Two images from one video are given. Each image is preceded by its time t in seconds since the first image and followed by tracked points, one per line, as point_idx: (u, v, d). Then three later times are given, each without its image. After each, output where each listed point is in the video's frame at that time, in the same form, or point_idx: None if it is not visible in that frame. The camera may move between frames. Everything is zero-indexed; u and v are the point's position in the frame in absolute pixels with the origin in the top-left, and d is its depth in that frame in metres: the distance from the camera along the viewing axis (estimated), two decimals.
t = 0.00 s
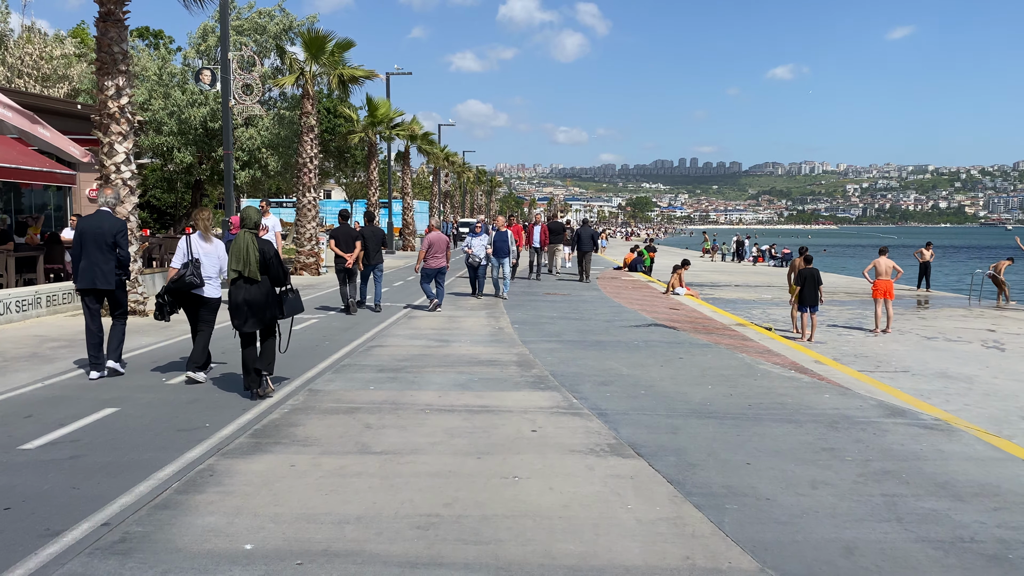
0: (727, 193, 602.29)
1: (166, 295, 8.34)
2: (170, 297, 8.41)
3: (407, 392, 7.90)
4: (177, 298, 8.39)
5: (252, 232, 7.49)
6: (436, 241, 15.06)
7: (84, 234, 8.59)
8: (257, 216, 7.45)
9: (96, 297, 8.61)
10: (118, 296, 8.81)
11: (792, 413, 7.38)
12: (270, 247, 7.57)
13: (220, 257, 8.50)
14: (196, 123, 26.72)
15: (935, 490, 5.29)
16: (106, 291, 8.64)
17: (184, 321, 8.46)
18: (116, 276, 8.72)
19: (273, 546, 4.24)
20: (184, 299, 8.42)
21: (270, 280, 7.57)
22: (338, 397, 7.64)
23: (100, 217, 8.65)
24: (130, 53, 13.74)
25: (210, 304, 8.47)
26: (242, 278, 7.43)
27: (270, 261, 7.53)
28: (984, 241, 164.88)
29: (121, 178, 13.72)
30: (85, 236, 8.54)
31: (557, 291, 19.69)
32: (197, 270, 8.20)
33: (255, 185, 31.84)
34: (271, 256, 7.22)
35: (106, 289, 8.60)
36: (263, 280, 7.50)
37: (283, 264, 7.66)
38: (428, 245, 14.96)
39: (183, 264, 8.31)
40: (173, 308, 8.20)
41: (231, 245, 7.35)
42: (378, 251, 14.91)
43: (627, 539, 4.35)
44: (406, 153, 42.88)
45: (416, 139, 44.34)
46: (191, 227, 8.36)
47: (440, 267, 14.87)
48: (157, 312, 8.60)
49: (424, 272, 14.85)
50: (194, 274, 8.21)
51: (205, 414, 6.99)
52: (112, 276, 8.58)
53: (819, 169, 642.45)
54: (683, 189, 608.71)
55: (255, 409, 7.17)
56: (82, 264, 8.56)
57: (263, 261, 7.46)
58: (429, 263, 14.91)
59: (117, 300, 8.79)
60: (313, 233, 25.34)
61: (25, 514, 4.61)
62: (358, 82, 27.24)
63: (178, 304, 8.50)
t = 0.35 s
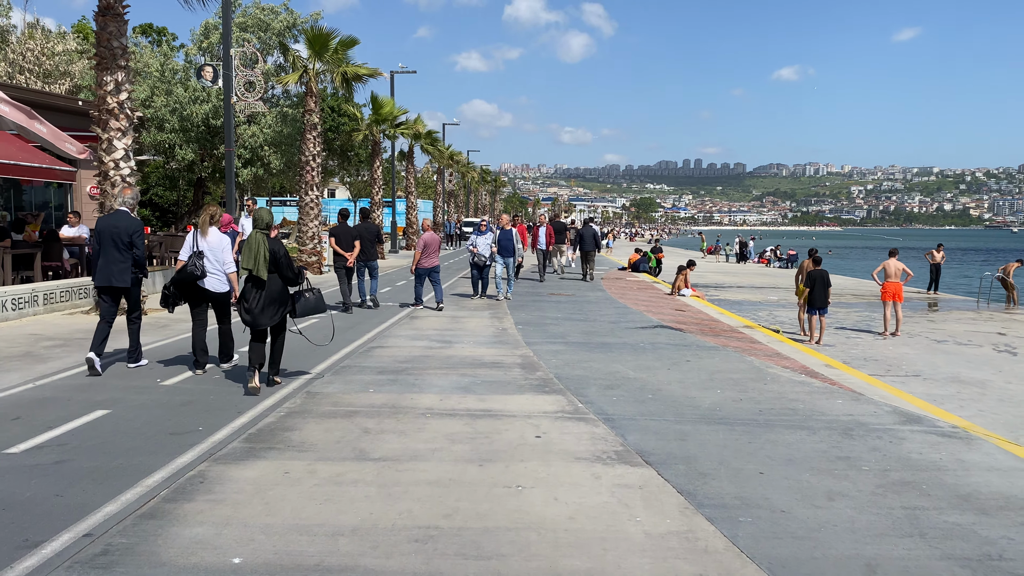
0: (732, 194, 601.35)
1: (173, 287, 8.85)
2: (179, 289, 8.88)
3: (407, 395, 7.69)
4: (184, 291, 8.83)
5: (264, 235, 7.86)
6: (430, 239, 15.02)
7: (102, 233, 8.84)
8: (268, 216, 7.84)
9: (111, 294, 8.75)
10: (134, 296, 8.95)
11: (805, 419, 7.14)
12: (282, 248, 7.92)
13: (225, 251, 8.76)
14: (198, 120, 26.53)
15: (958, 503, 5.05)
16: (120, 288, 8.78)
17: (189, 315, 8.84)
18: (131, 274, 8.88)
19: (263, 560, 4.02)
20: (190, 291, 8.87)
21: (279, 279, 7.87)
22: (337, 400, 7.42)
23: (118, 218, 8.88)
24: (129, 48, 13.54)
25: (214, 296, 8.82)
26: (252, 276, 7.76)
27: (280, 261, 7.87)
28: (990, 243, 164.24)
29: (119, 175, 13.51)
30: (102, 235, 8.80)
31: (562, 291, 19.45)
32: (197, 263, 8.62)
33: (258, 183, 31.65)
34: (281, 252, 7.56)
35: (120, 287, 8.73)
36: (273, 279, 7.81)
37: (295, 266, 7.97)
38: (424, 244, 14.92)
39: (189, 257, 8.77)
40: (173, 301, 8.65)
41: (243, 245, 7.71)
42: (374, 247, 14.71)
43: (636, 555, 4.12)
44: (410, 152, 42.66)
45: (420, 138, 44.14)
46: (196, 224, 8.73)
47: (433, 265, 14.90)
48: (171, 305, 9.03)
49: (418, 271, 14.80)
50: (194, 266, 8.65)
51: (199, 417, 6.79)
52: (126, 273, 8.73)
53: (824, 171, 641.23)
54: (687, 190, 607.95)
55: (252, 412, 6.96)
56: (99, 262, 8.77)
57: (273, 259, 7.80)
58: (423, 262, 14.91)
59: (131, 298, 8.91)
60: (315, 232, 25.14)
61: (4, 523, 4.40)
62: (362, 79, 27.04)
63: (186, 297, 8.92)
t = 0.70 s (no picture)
0: (736, 195, 600.49)
1: (189, 287, 8.83)
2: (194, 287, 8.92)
3: (406, 400, 7.48)
4: (200, 289, 8.86)
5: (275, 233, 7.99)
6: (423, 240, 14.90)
7: (117, 230, 8.92)
8: (278, 217, 7.99)
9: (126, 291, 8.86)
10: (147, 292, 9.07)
11: (817, 429, 6.91)
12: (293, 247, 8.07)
13: (241, 250, 8.94)
14: (200, 118, 26.35)
15: (980, 521, 4.82)
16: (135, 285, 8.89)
17: (203, 313, 8.93)
18: (146, 271, 8.98)
19: None
20: (206, 290, 8.88)
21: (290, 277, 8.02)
22: (334, 406, 7.22)
23: (133, 215, 8.97)
24: (128, 44, 13.35)
25: (230, 294, 8.90)
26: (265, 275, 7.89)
27: (291, 259, 8.01)
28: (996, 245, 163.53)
29: (117, 173, 13.32)
30: (118, 231, 8.89)
31: (566, 293, 19.23)
32: (215, 261, 8.72)
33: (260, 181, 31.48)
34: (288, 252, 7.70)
35: (135, 284, 8.84)
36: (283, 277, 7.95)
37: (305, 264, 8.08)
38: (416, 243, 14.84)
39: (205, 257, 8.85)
40: (193, 298, 8.71)
41: (254, 246, 7.91)
42: (372, 247, 14.47)
43: None
44: (413, 151, 42.46)
45: (424, 137, 43.95)
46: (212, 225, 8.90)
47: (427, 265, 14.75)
48: (187, 304, 9.11)
49: (414, 271, 14.62)
50: (212, 264, 8.72)
51: (192, 422, 6.59)
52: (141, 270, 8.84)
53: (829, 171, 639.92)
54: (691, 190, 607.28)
55: (247, 418, 6.77)
56: (115, 259, 8.88)
57: (284, 258, 7.94)
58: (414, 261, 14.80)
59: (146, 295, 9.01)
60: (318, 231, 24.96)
61: None
62: (365, 78, 26.82)
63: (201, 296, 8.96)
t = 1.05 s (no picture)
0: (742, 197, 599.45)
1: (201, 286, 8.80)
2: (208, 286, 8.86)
3: (403, 403, 7.28)
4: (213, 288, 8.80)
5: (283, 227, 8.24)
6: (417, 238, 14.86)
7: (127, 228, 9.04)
8: (288, 212, 8.19)
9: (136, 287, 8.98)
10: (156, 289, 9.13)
11: (827, 437, 6.69)
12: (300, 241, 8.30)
13: (252, 250, 8.80)
14: (202, 116, 26.19)
15: (998, 537, 4.60)
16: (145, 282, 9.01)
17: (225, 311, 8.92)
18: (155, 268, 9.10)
19: None
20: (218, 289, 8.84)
21: (296, 270, 8.27)
22: (328, 408, 7.02)
23: (142, 213, 9.08)
24: (128, 39, 13.16)
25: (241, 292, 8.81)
26: (271, 267, 8.18)
27: (297, 252, 8.26)
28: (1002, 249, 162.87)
29: (116, 170, 13.11)
30: (128, 229, 8.98)
31: (570, 294, 19.02)
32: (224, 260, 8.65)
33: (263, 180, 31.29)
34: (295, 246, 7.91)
35: (145, 280, 8.97)
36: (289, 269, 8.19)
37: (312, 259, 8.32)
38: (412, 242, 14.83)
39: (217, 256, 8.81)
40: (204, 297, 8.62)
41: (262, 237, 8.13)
42: (371, 246, 14.52)
43: None
44: (418, 151, 42.26)
45: (429, 137, 43.76)
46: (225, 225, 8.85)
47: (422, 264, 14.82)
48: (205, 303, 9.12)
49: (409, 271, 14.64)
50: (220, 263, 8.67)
51: (181, 425, 6.41)
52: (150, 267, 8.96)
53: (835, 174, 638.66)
54: (697, 192, 606.43)
55: (238, 420, 6.57)
56: (124, 256, 9.00)
57: (290, 252, 8.18)
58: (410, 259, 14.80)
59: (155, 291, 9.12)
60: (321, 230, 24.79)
61: None
62: (370, 77, 26.63)
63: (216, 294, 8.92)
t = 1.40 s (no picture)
0: (749, 199, 598.17)
1: (209, 282, 9.33)
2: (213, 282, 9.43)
3: (397, 411, 7.04)
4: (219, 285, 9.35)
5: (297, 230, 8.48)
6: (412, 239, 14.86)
7: (134, 229, 9.46)
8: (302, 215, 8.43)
9: (143, 285, 9.34)
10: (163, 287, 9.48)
11: (836, 449, 6.43)
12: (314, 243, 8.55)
13: (256, 247, 9.36)
14: (204, 115, 26.04)
15: (1020, 560, 4.34)
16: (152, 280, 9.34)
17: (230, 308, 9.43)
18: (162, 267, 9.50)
19: None
20: (225, 285, 9.37)
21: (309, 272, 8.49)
22: (319, 416, 6.80)
23: (149, 214, 9.52)
24: (125, 37, 12.98)
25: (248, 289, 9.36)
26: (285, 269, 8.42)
27: (310, 255, 8.48)
28: (1010, 253, 162.00)
29: (112, 169, 12.94)
30: (136, 230, 9.42)
31: (574, 297, 18.75)
32: (232, 258, 9.18)
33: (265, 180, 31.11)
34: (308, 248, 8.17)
35: (152, 278, 9.30)
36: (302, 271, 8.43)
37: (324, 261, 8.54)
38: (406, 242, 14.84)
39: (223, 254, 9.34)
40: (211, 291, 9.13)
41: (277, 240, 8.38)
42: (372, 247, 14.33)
43: None
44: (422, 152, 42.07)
45: (434, 138, 43.57)
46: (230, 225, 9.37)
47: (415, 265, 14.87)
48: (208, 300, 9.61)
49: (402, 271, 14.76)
50: (228, 259, 9.20)
51: (166, 432, 6.19)
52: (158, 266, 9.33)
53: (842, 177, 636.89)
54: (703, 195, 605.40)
55: (225, 428, 6.35)
56: (132, 255, 9.37)
57: (303, 253, 8.43)
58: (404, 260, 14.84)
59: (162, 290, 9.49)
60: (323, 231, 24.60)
61: None
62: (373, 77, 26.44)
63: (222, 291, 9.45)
